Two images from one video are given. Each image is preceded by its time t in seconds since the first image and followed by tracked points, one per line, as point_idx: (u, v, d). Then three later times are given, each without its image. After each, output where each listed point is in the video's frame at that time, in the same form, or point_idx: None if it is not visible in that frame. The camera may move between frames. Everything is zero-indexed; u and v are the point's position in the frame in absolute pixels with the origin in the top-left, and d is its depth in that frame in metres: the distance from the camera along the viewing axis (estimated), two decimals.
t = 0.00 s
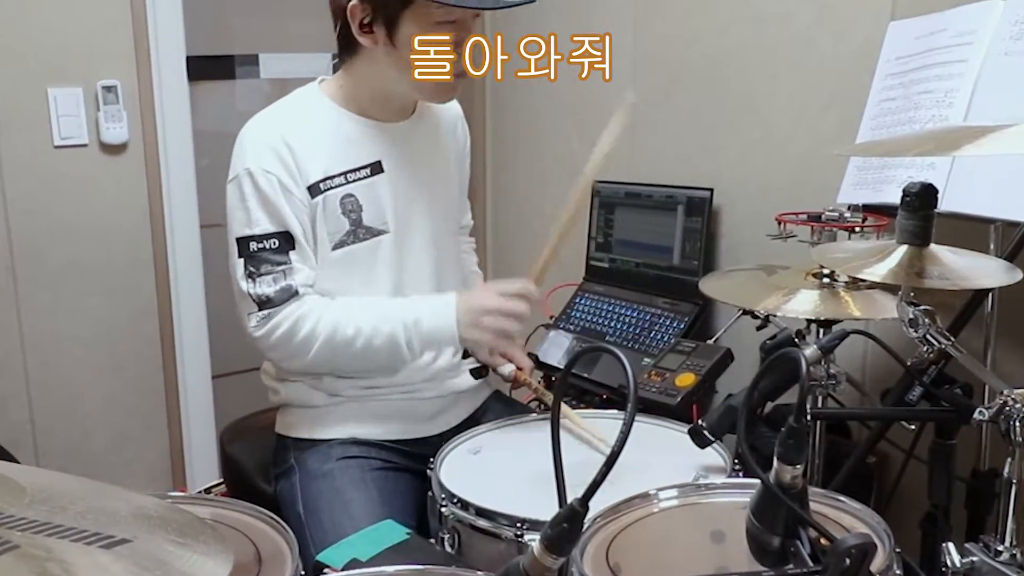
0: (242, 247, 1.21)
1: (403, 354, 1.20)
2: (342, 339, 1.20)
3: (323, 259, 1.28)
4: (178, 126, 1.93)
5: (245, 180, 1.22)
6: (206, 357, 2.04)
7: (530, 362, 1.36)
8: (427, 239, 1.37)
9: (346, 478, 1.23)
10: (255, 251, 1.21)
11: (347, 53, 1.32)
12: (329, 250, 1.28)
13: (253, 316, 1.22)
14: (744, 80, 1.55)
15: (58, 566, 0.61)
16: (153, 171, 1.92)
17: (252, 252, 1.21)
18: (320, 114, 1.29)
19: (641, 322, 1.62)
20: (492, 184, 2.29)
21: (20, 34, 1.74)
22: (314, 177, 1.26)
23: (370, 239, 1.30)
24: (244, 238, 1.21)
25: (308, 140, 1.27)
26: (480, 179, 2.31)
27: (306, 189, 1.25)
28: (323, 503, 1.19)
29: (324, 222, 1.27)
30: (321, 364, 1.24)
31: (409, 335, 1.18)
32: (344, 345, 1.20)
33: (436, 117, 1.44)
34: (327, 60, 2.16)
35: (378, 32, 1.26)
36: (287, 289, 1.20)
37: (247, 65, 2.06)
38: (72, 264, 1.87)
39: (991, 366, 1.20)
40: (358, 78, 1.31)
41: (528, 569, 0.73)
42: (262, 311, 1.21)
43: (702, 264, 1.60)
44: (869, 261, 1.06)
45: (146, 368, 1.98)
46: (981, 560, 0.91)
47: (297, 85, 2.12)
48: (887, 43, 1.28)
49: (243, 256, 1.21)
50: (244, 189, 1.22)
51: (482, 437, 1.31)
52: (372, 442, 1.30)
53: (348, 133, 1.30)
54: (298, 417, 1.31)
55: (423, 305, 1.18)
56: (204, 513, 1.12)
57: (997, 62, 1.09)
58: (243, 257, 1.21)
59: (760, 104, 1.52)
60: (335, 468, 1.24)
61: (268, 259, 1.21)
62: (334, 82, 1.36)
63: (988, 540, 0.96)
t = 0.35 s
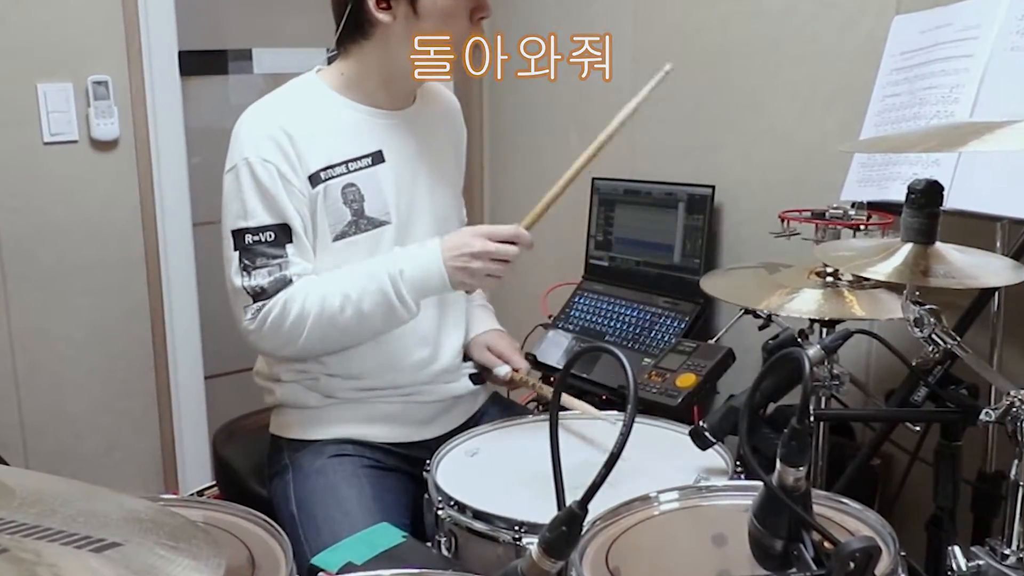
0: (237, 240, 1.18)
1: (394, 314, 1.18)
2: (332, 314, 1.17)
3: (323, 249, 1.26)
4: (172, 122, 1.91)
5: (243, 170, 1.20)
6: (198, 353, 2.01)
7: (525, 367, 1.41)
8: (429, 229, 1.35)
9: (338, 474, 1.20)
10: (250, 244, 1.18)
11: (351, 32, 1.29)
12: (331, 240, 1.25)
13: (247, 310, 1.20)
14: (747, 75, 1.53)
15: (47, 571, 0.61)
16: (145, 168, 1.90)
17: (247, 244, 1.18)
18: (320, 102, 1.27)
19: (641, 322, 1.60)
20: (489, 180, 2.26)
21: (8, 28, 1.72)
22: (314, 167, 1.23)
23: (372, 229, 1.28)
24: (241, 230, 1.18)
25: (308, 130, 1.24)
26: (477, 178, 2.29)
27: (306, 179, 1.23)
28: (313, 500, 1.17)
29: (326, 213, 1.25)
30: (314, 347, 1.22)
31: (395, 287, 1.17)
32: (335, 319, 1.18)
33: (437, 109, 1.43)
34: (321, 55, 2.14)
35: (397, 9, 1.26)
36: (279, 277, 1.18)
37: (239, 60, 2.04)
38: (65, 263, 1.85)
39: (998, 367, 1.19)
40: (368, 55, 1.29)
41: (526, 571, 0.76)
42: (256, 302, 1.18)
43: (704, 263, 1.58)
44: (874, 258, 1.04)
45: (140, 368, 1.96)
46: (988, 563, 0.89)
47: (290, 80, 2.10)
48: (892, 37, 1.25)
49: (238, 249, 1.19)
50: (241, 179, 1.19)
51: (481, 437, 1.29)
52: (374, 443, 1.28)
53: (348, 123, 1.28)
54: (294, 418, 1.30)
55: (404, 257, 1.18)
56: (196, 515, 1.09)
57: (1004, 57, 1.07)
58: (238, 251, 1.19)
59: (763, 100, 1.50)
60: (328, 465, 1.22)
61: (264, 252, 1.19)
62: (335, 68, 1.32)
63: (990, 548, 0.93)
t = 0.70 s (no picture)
0: (235, 238, 1.16)
1: (396, 325, 1.16)
2: (332, 320, 1.15)
3: (319, 249, 1.24)
4: (163, 117, 1.89)
5: (240, 166, 1.18)
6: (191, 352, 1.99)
7: (526, 358, 1.39)
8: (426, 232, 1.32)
9: (333, 484, 1.18)
10: (248, 241, 1.16)
11: (351, 32, 1.28)
12: (327, 241, 1.23)
13: (244, 311, 1.18)
14: (748, 70, 1.51)
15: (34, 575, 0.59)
16: (136, 165, 1.88)
17: (245, 242, 1.16)
18: (318, 101, 1.25)
19: (641, 322, 1.58)
20: (487, 178, 2.24)
21: None
22: (312, 167, 1.21)
23: (369, 231, 1.25)
24: (239, 228, 1.16)
25: (307, 128, 1.22)
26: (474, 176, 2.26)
27: (303, 178, 1.21)
28: (309, 510, 1.15)
29: (322, 214, 1.23)
30: (312, 351, 1.19)
31: (398, 301, 1.14)
32: (335, 325, 1.16)
33: (438, 112, 1.40)
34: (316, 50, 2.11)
35: (399, 11, 1.24)
36: (279, 278, 1.16)
37: (232, 55, 2.02)
38: (58, 262, 1.83)
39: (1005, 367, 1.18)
40: (366, 56, 1.27)
41: None
42: (252, 302, 1.16)
43: (705, 261, 1.56)
44: (878, 258, 1.01)
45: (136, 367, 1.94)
46: (994, 567, 0.86)
47: (284, 76, 2.08)
48: (896, 31, 1.23)
49: (236, 246, 1.16)
50: (239, 177, 1.17)
51: (478, 440, 1.27)
52: (366, 444, 1.26)
53: (346, 122, 1.26)
54: (287, 418, 1.27)
55: (409, 269, 1.16)
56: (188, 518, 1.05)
57: (1011, 52, 1.05)
58: (235, 248, 1.17)
59: (765, 97, 1.48)
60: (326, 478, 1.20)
61: (263, 250, 1.17)
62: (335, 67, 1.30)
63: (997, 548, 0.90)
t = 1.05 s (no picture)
0: (232, 227, 1.14)
1: (400, 325, 1.13)
2: (333, 318, 1.12)
3: (315, 242, 1.21)
4: (156, 114, 1.87)
5: (235, 155, 1.16)
6: (183, 346, 1.97)
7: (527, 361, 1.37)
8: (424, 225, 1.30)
9: (331, 485, 1.17)
10: (246, 230, 1.14)
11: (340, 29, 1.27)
12: (323, 232, 1.21)
13: (242, 300, 1.15)
14: (750, 66, 1.49)
15: None
16: (128, 162, 1.86)
17: (242, 231, 1.14)
18: (315, 90, 1.23)
19: (641, 321, 1.56)
20: (486, 174, 2.22)
21: None
22: (307, 156, 1.19)
23: (365, 222, 1.23)
24: (235, 217, 1.14)
25: (302, 117, 1.20)
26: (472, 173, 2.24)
27: (299, 167, 1.19)
28: (307, 511, 1.14)
29: (319, 205, 1.20)
30: (311, 350, 1.17)
31: (406, 301, 1.11)
32: (336, 324, 1.13)
33: (438, 104, 1.37)
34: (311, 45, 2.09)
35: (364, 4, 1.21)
36: (278, 267, 1.13)
37: (226, 50, 1.99)
38: (51, 260, 1.82)
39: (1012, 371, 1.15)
40: (346, 50, 1.26)
41: None
42: (251, 292, 1.13)
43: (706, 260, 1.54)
44: (882, 256, 0.99)
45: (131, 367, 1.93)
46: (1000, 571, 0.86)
47: (280, 71, 2.05)
48: (901, 26, 1.22)
49: (233, 236, 1.14)
50: (234, 165, 1.16)
51: (476, 441, 1.25)
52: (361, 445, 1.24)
53: (342, 112, 1.24)
54: (283, 420, 1.25)
55: (416, 269, 1.12)
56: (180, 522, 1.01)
57: (1018, 46, 1.03)
58: (232, 237, 1.14)
59: (767, 92, 1.46)
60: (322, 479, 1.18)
61: (259, 238, 1.14)
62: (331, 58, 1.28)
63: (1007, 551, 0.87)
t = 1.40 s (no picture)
0: (225, 238, 1.12)
1: (393, 361, 1.13)
2: (327, 341, 1.12)
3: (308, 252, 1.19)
4: (147, 110, 1.85)
5: (227, 165, 1.14)
6: (175, 344, 1.96)
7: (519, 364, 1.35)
8: (416, 232, 1.28)
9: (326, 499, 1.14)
10: (238, 242, 1.12)
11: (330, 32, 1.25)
12: (316, 242, 1.19)
13: (235, 312, 1.13)
14: (752, 61, 1.47)
15: None
16: (119, 158, 1.84)
17: (235, 243, 1.12)
18: (306, 96, 1.21)
19: (642, 321, 1.54)
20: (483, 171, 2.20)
21: None
22: (299, 165, 1.17)
23: (358, 231, 1.22)
24: (227, 228, 1.12)
25: (294, 125, 1.18)
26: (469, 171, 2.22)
27: (291, 177, 1.17)
28: (301, 527, 1.12)
29: (311, 213, 1.19)
30: (306, 369, 1.16)
31: (400, 338, 1.11)
32: (332, 345, 1.13)
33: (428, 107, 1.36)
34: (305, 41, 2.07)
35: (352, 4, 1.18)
36: (271, 283, 1.12)
37: (219, 44, 1.98)
38: (44, 258, 1.80)
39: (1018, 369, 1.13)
40: (331, 58, 1.25)
41: None
42: (244, 307, 1.12)
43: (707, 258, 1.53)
44: (887, 255, 0.98)
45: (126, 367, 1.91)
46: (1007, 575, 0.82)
47: (274, 68, 2.04)
48: (905, 22, 1.20)
49: (225, 247, 1.12)
50: (227, 176, 1.14)
51: (473, 442, 1.23)
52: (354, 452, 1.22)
53: (333, 120, 1.22)
54: (274, 426, 1.23)
55: (416, 308, 1.12)
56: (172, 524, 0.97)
57: None
58: (224, 249, 1.12)
59: (768, 87, 1.45)
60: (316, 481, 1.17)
61: (252, 250, 1.12)
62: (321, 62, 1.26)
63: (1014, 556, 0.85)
